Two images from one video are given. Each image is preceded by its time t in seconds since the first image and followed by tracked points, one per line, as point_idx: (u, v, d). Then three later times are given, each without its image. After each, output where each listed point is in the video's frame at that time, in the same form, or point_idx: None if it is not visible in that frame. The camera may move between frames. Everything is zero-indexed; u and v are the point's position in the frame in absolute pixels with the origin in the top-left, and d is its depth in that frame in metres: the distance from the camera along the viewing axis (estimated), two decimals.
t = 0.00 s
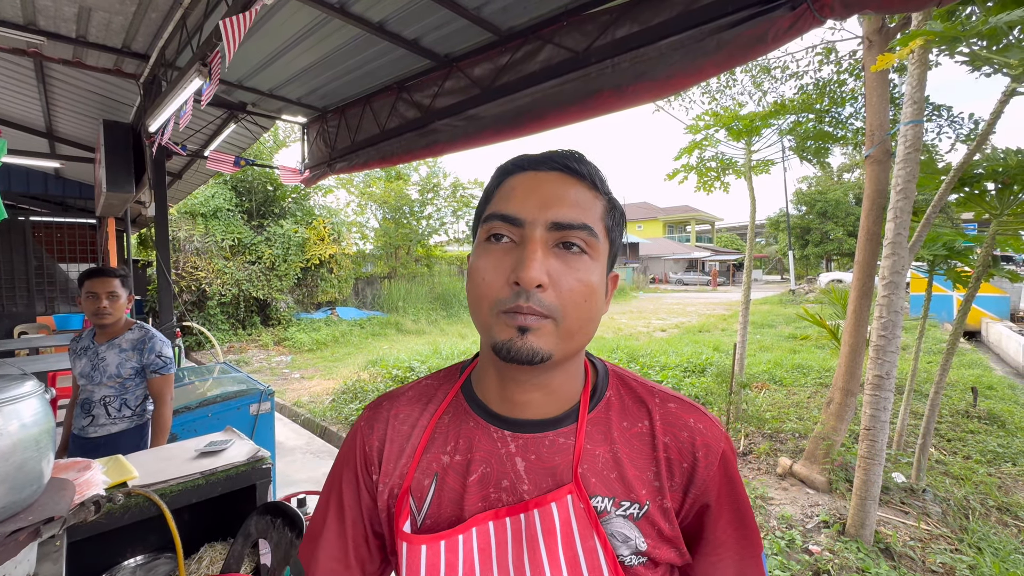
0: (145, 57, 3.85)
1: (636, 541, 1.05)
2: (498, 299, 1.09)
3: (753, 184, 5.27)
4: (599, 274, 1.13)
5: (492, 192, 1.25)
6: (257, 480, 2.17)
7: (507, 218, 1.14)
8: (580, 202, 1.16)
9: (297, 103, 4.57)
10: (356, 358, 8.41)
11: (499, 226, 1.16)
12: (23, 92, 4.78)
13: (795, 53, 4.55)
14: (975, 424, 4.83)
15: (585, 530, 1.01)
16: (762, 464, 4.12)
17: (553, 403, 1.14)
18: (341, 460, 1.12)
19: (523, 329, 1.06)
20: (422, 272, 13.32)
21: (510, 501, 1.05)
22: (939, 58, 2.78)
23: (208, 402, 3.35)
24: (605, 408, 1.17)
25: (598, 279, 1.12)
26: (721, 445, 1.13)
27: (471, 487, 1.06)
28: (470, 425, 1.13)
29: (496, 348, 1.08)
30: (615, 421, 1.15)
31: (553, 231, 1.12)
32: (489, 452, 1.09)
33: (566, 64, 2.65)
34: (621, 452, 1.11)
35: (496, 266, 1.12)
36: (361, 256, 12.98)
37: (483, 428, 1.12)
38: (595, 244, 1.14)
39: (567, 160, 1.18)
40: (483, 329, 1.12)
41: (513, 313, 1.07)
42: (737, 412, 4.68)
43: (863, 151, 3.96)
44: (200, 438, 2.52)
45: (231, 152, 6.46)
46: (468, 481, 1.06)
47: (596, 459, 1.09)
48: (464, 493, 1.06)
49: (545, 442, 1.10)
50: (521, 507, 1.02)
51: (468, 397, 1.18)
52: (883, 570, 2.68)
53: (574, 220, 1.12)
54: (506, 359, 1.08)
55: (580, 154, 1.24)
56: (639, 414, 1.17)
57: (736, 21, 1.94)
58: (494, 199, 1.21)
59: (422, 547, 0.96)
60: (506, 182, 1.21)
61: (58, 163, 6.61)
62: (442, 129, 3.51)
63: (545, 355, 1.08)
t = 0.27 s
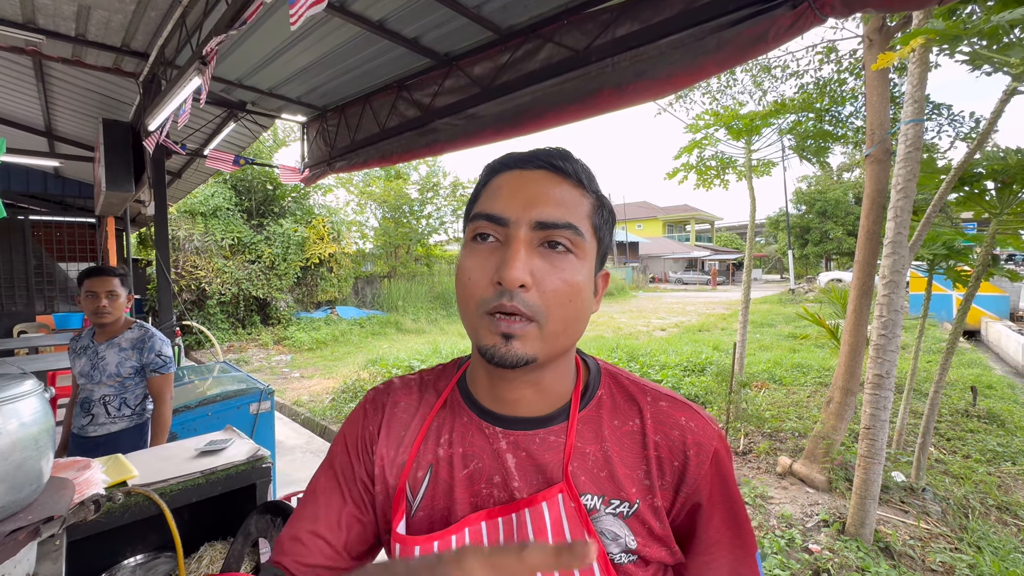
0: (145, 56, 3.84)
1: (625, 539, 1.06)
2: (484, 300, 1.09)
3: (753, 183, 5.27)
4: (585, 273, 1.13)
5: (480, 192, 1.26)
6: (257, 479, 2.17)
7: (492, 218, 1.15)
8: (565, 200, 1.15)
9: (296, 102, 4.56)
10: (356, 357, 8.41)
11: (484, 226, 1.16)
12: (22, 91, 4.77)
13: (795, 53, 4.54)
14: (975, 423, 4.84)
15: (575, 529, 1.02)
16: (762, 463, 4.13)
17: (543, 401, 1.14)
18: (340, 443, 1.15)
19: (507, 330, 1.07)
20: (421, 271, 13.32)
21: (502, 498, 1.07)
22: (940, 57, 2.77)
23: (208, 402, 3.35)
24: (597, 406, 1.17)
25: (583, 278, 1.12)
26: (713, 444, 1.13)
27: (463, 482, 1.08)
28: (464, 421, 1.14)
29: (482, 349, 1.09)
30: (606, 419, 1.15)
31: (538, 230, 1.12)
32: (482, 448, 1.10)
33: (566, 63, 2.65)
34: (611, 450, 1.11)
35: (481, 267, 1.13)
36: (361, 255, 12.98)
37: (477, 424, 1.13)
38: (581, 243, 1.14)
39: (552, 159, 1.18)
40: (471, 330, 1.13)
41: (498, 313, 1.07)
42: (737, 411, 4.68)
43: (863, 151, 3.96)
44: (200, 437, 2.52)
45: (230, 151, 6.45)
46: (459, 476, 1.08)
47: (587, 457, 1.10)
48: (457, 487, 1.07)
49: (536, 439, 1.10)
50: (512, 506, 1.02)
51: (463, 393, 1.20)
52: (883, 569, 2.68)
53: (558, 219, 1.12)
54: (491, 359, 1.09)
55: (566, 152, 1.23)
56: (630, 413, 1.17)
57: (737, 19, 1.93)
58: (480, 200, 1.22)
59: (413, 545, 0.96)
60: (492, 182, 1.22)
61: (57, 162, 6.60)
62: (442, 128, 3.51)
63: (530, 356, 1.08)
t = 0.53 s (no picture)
0: (142, 54, 3.83)
1: (627, 536, 1.05)
2: (485, 297, 1.09)
3: (753, 182, 5.26)
4: (587, 270, 1.12)
5: (482, 189, 1.26)
6: (256, 479, 2.16)
7: (494, 214, 1.14)
8: (568, 197, 1.15)
9: (295, 100, 4.55)
10: (355, 356, 8.40)
11: (487, 222, 1.16)
12: (20, 89, 4.76)
13: (795, 51, 4.53)
14: (974, 422, 4.84)
15: (577, 528, 1.00)
16: (762, 462, 4.13)
17: (544, 399, 1.14)
18: (341, 432, 1.16)
19: (507, 327, 1.06)
20: (421, 270, 13.31)
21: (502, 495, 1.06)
22: (940, 56, 2.77)
23: (206, 401, 3.34)
24: (598, 404, 1.17)
25: (586, 276, 1.11)
26: (713, 441, 1.13)
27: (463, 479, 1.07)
28: (465, 418, 1.14)
29: (482, 346, 1.08)
30: (607, 417, 1.15)
31: (540, 226, 1.11)
32: (482, 445, 1.10)
33: (566, 61, 2.64)
34: (613, 448, 1.11)
35: (483, 263, 1.12)
36: (360, 254, 12.97)
37: (477, 421, 1.13)
38: (584, 241, 1.13)
39: (555, 155, 1.18)
40: (471, 326, 1.12)
41: (498, 310, 1.07)
42: (737, 410, 4.68)
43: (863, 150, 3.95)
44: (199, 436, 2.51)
45: (229, 150, 6.43)
46: (459, 472, 1.08)
47: (588, 454, 1.09)
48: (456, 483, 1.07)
49: (537, 437, 1.10)
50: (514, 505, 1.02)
51: (463, 390, 1.20)
52: (882, 569, 2.68)
53: (561, 215, 1.11)
54: (491, 356, 1.08)
55: (570, 149, 1.23)
56: (631, 410, 1.17)
57: (738, 16, 1.92)
58: (483, 196, 1.22)
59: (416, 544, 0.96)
60: (495, 177, 1.21)
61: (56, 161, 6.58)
62: (441, 126, 3.50)
63: (530, 354, 1.07)
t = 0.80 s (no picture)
0: (141, 52, 3.82)
1: (624, 535, 1.05)
2: (479, 292, 1.09)
3: (752, 181, 5.26)
4: (584, 268, 1.11)
5: (482, 185, 1.26)
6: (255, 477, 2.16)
7: (491, 210, 1.14)
8: (567, 194, 1.14)
9: (294, 98, 4.54)
10: (355, 355, 8.40)
11: (484, 218, 1.16)
12: (18, 87, 4.75)
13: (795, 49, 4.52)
14: (974, 421, 4.84)
15: (577, 528, 1.00)
16: (762, 461, 4.13)
17: (542, 396, 1.14)
18: (341, 427, 1.18)
19: (500, 323, 1.05)
20: (421, 269, 13.30)
21: (499, 492, 1.06)
22: (941, 53, 2.76)
23: (205, 400, 3.33)
24: (597, 401, 1.16)
25: (582, 274, 1.10)
26: (713, 440, 1.12)
27: (460, 477, 1.07)
28: (462, 415, 1.14)
29: (476, 341, 1.08)
30: (606, 414, 1.14)
31: (536, 223, 1.11)
32: (479, 442, 1.10)
33: (566, 58, 2.63)
34: (611, 446, 1.10)
35: (478, 259, 1.12)
36: (359, 252, 12.96)
37: (474, 418, 1.13)
38: (581, 239, 1.12)
39: (555, 152, 1.17)
40: (466, 321, 1.12)
41: (491, 306, 1.07)
42: (737, 409, 4.67)
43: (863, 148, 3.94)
44: (198, 435, 2.51)
45: (228, 148, 6.42)
46: (455, 469, 1.08)
47: (586, 452, 1.09)
48: (453, 481, 1.07)
49: (535, 434, 1.09)
50: (512, 504, 1.01)
51: (461, 385, 1.20)
52: (882, 567, 2.68)
53: (558, 212, 1.11)
54: (484, 352, 1.08)
55: (572, 146, 1.22)
56: (630, 408, 1.16)
57: (739, 13, 1.91)
58: (482, 192, 1.22)
59: (414, 541, 0.96)
60: (495, 173, 1.22)
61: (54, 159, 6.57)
62: (441, 124, 3.49)
63: (523, 350, 1.06)
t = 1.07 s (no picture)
0: (140, 50, 3.82)
1: (625, 532, 1.05)
2: (475, 292, 1.10)
3: (753, 179, 5.25)
4: (582, 267, 1.11)
5: (481, 184, 1.26)
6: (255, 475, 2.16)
7: (487, 210, 1.15)
8: (563, 193, 1.14)
9: (294, 97, 4.53)
10: (355, 354, 8.40)
11: (481, 218, 1.16)
12: (18, 85, 4.75)
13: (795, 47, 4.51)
14: (974, 420, 4.84)
15: (579, 524, 1.00)
16: (761, 459, 4.13)
17: (543, 393, 1.13)
18: (341, 416, 1.20)
19: (496, 323, 1.06)
20: (421, 267, 13.30)
21: (499, 488, 1.06)
22: (942, 51, 2.76)
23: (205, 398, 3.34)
24: (598, 398, 1.16)
25: (579, 274, 1.10)
26: (715, 438, 1.12)
27: (460, 471, 1.08)
28: (463, 410, 1.14)
29: (473, 341, 1.09)
30: (607, 411, 1.14)
31: (532, 223, 1.11)
32: (480, 437, 1.10)
33: (566, 56, 2.63)
34: (612, 442, 1.10)
35: (475, 259, 1.13)
36: (360, 251, 12.96)
37: (475, 413, 1.13)
38: (578, 238, 1.12)
39: (551, 150, 1.17)
40: (464, 321, 1.13)
41: (487, 306, 1.07)
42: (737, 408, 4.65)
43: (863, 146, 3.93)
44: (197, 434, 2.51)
45: (228, 146, 6.43)
46: (456, 464, 1.08)
47: (587, 449, 1.09)
48: (453, 475, 1.08)
49: (535, 430, 1.09)
50: (514, 499, 1.01)
51: (463, 380, 1.20)
52: (881, 565, 2.68)
53: (553, 212, 1.10)
54: (481, 351, 1.08)
55: (569, 143, 1.22)
56: (632, 405, 1.16)
57: (739, 11, 1.91)
58: (479, 192, 1.22)
59: (415, 534, 0.96)
60: (492, 172, 1.22)
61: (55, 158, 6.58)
62: (441, 122, 3.49)
63: (520, 350, 1.06)
